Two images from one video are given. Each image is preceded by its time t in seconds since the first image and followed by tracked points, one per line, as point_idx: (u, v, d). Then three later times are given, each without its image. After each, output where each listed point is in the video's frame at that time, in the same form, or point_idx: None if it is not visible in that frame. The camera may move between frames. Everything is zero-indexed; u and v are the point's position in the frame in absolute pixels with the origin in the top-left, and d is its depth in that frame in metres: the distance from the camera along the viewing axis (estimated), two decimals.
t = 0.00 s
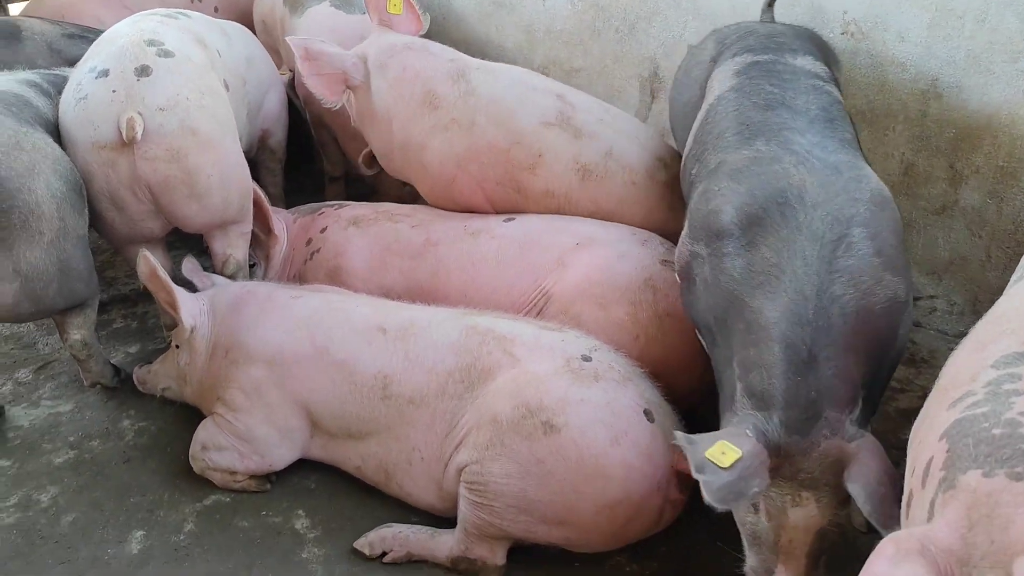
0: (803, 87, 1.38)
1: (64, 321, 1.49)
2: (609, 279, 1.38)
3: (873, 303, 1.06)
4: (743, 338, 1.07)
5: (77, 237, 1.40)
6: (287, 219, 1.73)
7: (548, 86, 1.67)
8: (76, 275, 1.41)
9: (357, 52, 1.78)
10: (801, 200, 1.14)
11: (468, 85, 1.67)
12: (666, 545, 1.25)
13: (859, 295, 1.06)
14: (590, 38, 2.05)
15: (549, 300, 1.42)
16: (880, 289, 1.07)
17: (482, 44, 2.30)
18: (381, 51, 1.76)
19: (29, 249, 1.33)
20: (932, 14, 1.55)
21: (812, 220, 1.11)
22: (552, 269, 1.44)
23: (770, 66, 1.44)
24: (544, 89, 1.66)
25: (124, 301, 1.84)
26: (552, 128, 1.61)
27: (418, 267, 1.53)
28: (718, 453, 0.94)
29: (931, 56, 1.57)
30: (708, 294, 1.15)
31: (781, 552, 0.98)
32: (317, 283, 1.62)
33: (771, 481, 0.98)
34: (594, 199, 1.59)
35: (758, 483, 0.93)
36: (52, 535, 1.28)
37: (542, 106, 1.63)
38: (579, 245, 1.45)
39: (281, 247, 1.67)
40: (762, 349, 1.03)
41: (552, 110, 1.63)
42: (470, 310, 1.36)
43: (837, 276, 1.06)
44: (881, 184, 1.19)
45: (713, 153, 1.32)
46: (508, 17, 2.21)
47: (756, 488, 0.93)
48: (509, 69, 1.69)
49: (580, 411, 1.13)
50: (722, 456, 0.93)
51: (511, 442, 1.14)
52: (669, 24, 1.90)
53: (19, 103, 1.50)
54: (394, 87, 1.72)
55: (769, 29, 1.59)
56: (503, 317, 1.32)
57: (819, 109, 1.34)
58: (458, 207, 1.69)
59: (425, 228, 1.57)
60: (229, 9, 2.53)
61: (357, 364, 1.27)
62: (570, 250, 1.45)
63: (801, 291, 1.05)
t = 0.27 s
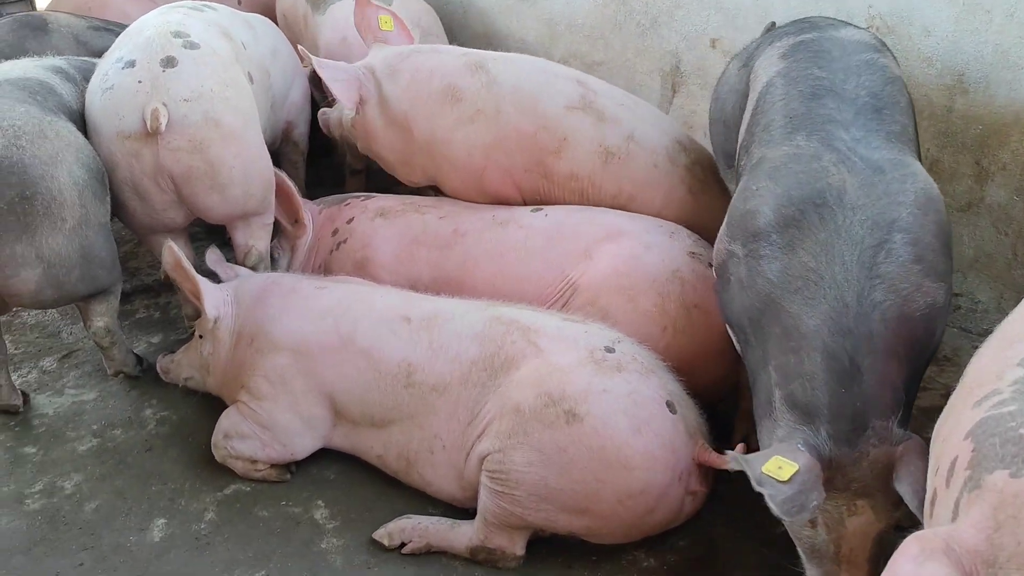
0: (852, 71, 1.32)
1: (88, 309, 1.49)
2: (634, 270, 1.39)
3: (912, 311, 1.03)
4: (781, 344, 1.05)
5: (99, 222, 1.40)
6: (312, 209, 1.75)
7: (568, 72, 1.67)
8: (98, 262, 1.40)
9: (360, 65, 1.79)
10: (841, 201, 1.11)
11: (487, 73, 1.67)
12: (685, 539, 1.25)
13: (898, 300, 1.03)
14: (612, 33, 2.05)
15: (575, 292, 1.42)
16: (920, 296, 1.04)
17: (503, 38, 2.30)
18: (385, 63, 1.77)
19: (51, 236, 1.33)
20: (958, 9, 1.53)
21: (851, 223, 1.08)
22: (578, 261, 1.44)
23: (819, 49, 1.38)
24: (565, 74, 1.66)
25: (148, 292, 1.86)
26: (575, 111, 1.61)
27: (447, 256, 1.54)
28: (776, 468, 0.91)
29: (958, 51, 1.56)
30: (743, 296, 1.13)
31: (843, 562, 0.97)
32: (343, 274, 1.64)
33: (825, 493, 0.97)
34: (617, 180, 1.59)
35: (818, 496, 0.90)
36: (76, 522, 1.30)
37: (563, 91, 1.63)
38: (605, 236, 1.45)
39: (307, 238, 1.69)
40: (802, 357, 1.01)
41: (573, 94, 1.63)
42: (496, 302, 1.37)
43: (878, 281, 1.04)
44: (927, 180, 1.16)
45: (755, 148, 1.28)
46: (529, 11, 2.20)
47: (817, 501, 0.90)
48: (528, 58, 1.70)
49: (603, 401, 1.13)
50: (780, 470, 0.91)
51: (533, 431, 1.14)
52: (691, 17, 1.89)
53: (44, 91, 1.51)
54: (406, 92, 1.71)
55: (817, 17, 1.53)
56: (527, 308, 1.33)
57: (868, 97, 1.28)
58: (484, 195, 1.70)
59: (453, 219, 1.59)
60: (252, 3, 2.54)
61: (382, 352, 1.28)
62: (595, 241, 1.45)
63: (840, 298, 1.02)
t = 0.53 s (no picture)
0: (883, 78, 1.29)
1: (111, 305, 1.50)
2: (654, 273, 1.39)
3: (958, 332, 1.02)
4: (824, 371, 1.04)
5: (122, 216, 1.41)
6: (334, 209, 1.76)
7: (588, 74, 1.67)
8: (121, 259, 1.41)
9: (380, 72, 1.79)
10: (881, 221, 1.08)
11: (506, 75, 1.67)
12: (705, 544, 1.24)
13: (944, 322, 1.02)
14: (635, 33, 2.04)
15: (595, 295, 1.42)
16: (965, 317, 1.02)
17: (526, 38, 2.30)
18: (403, 67, 1.77)
19: (74, 233, 1.34)
20: (988, 11, 1.51)
21: (892, 245, 1.06)
22: (598, 264, 1.44)
23: (846, 57, 1.34)
24: (584, 77, 1.65)
25: (172, 290, 1.87)
26: (594, 114, 1.61)
27: (466, 257, 1.55)
28: (846, 502, 0.91)
29: (987, 54, 1.53)
30: (779, 317, 1.10)
31: None
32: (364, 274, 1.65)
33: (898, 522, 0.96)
34: (638, 183, 1.59)
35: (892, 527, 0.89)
36: (99, 516, 1.31)
37: (583, 93, 1.63)
38: (626, 239, 1.45)
39: (327, 237, 1.70)
40: (847, 388, 1.01)
41: (593, 95, 1.63)
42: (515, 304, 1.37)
43: (923, 304, 1.02)
44: (967, 191, 1.14)
45: (787, 160, 1.24)
46: (552, 11, 2.20)
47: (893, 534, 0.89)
48: (547, 59, 1.70)
49: (621, 406, 1.13)
50: (850, 504, 0.91)
51: (553, 434, 1.14)
52: (716, 19, 1.88)
53: (75, 89, 1.54)
54: (424, 96, 1.71)
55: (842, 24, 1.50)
56: (548, 311, 1.33)
57: (902, 106, 1.25)
58: (504, 196, 1.70)
59: (472, 221, 1.59)
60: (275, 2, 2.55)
61: (401, 354, 1.28)
62: (616, 245, 1.45)
63: (885, 325, 1.02)
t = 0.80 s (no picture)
0: (916, 95, 1.23)
1: (141, 309, 1.52)
2: (681, 283, 1.39)
3: (1007, 370, 0.94)
4: (868, 409, 0.98)
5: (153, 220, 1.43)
6: (361, 214, 1.78)
7: (617, 83, 1.67)
8: (151, 264, 1.44)
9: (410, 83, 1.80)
10: (925, 252, 1.02)
11: (536, 84, 1.67)
12: (728, 557, 1.23)
13: (996, 361, 0.95)
14: (661, 41, 2.04)
15: (621, 304, 1.42)
16: (1017, 353, 0.95)
17: (553, 45, 2.30)
18: (432, 78, 1.78)
19: (108, 237, 1.35)
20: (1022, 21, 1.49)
21: (939, 277, 0.99)
22: (624, 273, 1.44)
23: (874, 74, 1.29)
24: (613, 85, 1.66)
25: (200, 293, 1.89)
26: (623, 122, 1.61)
27: (492, 264, 1.55)
28: (880, 549, 0.87)
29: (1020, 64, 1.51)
30: (820, 350, 1.06)
31: None
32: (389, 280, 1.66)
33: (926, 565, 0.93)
34: (666, 192, 1.58)
35: None
36: (126, 517, 1.32)
37: (613, 102, 1.63)
38: (653, 248, 1.46)
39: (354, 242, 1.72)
40: (891, 428, 0.96)
41: (622, 105, 1.62)
42: (541, 312, 1.37)
43: (973, 341, 0.95)
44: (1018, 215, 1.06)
45: (822, 186, 1.19)
46: (579, 18, 2.20)
47: None
48: (577, 68, 1.70)
49: (648, 415, 1.13)
50: (885, 552, 0.86)
51: (577, 442, 1.14)
52: (744, 27, 1.87)
53: (110, 95, 1.55)
54: (454, 105, 1.72)
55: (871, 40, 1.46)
56: (573, 319, 1.33)
57: (937, 123, 1.19)
58: (531, 204, 1.70)
59: (499, 228, 1.60)
60: (304, 8, 2.57)
61: (428, 360, 1.29)
62: (642, 254, 1.45)
63: (932, 363, 0.95)
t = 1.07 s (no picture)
0: (937, 108, 1.20)
1: (167, 314, 1.53)
2: (705, 295, 1.39)
3: None
4: (892, 433, 0.97)
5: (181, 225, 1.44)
6: (385, 221, 1.79)
7: (643, 92, 1.67)
8: (178, 269, 1.45)
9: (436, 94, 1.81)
10: (948, 275, 0.99)
11: (562, 92, 1.68)
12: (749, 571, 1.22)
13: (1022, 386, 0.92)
14: (686, 51, 2.04)
15: (644, 315, 1.42)
16: None
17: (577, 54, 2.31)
18: (458, 88, 1.79)
19: (136, 243, 1.37)
20: None
21: (963, 302, 0.97)
22: (647, 283, 1.44)
23: (892, 87, 1.26)
24: (639, 94, 1.66)
25: (223, 298, 1.91)
26: (648, 132, 1.61)
27: (515, 272, 1.56)
28: None
29: None
30: (842, 372, 1.04)
31: None
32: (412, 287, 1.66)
33: None
34: (691, 203, 1.58)
35: None
36: (148, 520, 1.33)
37: (638, 111, 1.63)
38: (676, 259, 1.46)
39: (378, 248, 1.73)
40: (916, 454, 0.94)
41: (647, 114, 1.62)
42: (563, 322, 1.37)
43: (997, 366, 0.93)
44: None
45: (842, 207, 1.16)
46: (604, 28, 2.21)
47: None
48: (603, 77, 1.70)
49: (670, 427, 1.12)
50: None
51: (599, 453, 1.13)
52: (769, 38, 1.86)
53: (140, 101, 1.58)
54: (481, 113, 1.73)
55: (889, 48, 1.42)
56: (595, 330, 1.33)
57: (961, 138, 1.15)
58: (556, 213, 1.70)
59: (522, 236, 1.60)
60: (330, 16, 2.60)
61: (450, 368, 1.29)
62: (666, 265, 1.45)
63: (954, 388, 0.93)
